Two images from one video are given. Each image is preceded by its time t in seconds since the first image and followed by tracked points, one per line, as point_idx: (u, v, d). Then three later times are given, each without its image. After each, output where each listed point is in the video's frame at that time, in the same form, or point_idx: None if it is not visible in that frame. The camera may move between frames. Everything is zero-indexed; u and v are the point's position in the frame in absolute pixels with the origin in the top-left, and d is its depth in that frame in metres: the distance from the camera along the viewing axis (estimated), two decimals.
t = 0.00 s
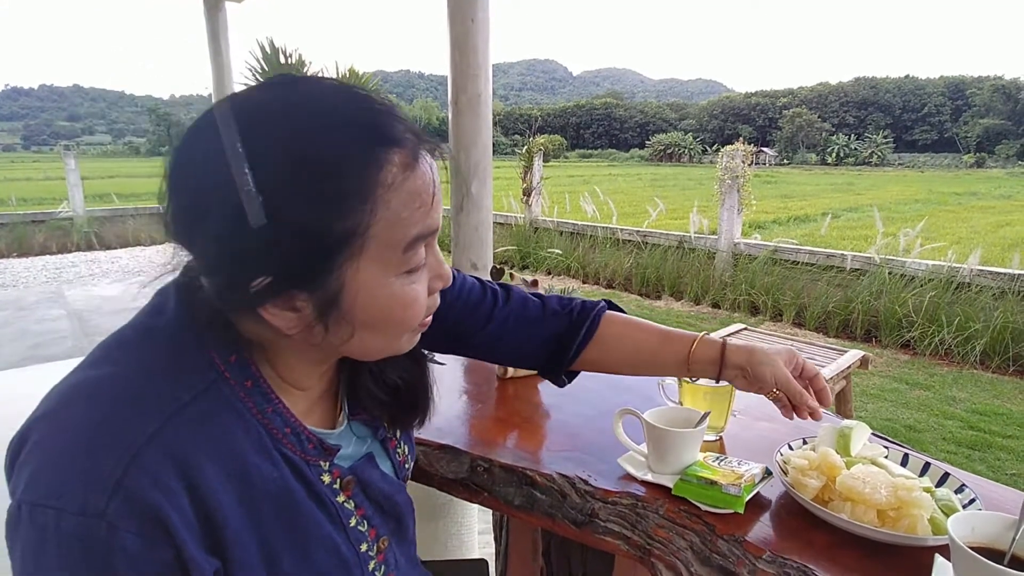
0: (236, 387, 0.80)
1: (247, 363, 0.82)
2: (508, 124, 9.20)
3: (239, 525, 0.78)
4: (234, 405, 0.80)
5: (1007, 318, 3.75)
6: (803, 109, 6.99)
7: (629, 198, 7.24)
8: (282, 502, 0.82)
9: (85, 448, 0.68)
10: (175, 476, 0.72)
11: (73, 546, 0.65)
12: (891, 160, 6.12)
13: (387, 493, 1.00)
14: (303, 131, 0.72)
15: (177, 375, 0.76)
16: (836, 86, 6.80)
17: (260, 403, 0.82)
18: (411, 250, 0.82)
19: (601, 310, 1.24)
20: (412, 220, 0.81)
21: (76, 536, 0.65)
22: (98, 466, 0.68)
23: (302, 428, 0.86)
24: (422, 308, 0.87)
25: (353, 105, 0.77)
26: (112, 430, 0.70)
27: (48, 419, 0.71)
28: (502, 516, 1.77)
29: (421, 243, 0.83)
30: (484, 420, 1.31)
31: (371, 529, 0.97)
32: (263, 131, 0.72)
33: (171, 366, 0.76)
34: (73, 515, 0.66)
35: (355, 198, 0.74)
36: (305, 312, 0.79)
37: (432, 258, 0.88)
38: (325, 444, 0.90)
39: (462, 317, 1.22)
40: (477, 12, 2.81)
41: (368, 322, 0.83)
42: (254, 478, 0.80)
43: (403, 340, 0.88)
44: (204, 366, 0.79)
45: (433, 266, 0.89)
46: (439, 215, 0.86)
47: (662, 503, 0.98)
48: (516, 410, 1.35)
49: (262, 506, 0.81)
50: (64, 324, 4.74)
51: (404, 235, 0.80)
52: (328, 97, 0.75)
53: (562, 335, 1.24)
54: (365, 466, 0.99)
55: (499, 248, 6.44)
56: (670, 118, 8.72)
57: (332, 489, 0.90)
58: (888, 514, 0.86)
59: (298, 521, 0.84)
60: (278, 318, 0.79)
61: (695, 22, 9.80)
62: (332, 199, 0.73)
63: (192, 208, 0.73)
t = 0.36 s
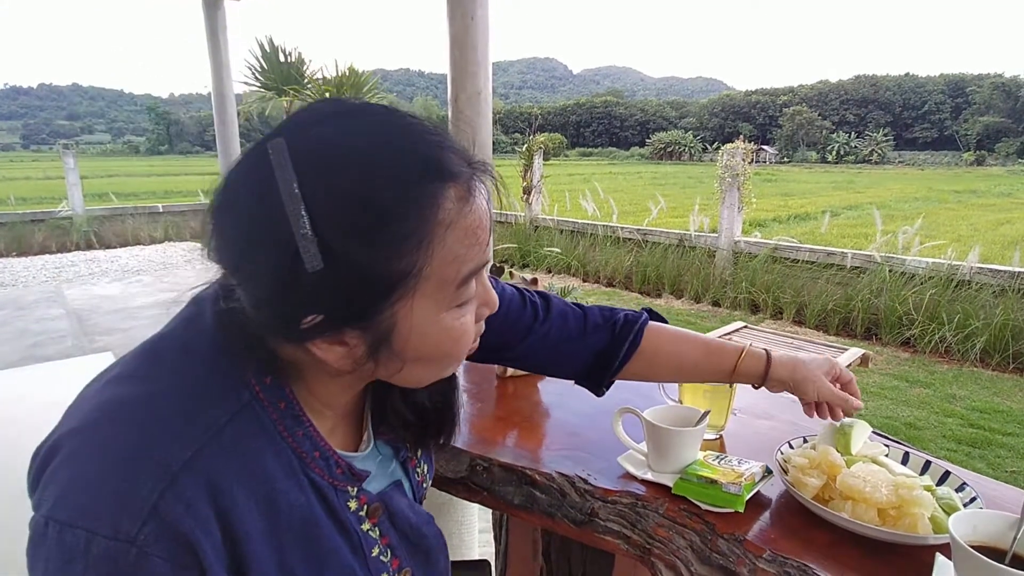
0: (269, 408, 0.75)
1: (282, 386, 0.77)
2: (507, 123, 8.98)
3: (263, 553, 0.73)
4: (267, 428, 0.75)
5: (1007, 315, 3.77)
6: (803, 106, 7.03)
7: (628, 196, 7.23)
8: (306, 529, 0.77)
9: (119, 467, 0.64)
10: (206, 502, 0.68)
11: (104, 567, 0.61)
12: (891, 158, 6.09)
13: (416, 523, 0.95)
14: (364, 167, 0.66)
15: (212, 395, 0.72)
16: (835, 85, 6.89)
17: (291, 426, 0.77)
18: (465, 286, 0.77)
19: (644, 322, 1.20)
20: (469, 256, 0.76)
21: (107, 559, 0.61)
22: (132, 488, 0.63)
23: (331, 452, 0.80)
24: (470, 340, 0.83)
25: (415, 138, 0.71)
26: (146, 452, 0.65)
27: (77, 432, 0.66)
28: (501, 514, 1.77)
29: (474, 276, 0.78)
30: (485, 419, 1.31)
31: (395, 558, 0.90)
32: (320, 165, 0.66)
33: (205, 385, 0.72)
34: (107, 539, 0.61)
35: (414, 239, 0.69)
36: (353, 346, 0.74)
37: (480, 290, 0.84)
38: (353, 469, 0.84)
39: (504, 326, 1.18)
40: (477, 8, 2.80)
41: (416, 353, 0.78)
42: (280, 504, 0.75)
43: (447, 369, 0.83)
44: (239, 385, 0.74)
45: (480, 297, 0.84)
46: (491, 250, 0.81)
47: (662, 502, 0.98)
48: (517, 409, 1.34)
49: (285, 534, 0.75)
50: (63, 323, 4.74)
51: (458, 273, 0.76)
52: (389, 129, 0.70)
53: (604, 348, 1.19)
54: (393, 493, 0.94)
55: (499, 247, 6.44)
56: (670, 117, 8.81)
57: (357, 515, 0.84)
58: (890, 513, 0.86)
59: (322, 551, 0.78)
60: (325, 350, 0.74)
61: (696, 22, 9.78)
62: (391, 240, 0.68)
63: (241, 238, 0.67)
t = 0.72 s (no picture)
0: (269, 408, 0.75)
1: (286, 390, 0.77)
2: (506, 121, 9.00)
3: (263, 553, 0.72)
4: (268, 428, 0.74)
5: (1004, 313, 3.77)
6: (801, 105, 6.95)
7: (626, 194, 7.24)
8: (305, 531, 0.76)
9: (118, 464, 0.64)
10: (204, 499, 0.67)
11: (100, 563, 0.61)
12: (888, 156, 6.02)
13: (419, 531, 0.94)
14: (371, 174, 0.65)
15: (213, 393, 0.71)
16: (834, 83, 6.84)
17: (292, 426, 0.76)
18: (471, 293, 0.77)
19: (650, 323, 1.19)
20: (475, 263, 0.75)
21: (103, 554, 0.61)
22: (131, 483, 0.63)
23: (334, 454, 0.80)
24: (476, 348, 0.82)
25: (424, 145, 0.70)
26: (146, 449, 0.65)
27: (79, 427, 0.66)
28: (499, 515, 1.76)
29: (481, 285, 0.78)
30: (482, 418, 1.30)
31: (394, 565, 0.89)
32: (325, 171, 0.65)
33: (207, 384, 0.72)
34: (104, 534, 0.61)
35: (418, 245, 0.69)
36: (358, 352, 0.74)
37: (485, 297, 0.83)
38: (357, 473, 0.83)
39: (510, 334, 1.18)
40: (473, 7, 2.79)
41: (419, 360, 0.77)
42: (281, 504, 0.74)
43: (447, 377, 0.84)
44: (240, 384, 0.74)
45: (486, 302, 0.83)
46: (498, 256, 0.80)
47: (658, 502, 0.97)
48: (513, 409, 1.34)
49: (285, 534, 0.75)
50: (60, 323, 4.73)
51: (464, 281, 0.75)
52: (402, 136, 0.69)
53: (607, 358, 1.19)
54: (400, 499, 0.94)
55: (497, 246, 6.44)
56: (668, 115, 8.79)
57: (359, 519, 0.83)
58: (887, 512, 0.86)
59: (321, 553, 0.77)
60: (328, 355, 0.73)
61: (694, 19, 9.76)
62: (394, 248, 0.67)
63: (243, 243, 0.67)
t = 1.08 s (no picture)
0: (201, 368, 0.81)
1: (210, 348, 0.82)
2: (508, 119, 9.03)
3: (221, 507, 0.78)
4: (203, 387, 0.80)
5: (1007, 310, 3.75)
6: (803, 102, 7.00)
7: (628, 191, 7.26)
8: (258, 481, 0.81)
9: (49, 436, 0.69)
10: (147, 460, 0.72)
11: (49, 533, 0.67)
12: (891, 153, 6.02)
13: (374, 469, 0.97)
14: (216, 108, 0.72)
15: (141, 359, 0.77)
16: (836, 80, 6.82)
17: (230, 385, 0.82)
18: (355, 205, 0.81)
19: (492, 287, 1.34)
20: (348, 175, 0.80)
21: (49, 525, 0.67)
22: (65, 453, 0.69)
23: (276, 408, 0.85)
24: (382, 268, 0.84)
25: (269, 76, 0.77)
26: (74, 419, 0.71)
27: (13, 418, 0.72)
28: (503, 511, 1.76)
29: (364, 197, 0.82)
30: (484, 415, 1.31)
31: (358, 504, 0.94)
32: (180, 115, 0.72)
33: (131, 350, 0.77)
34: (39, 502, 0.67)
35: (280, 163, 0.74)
36: (256, 286, 0.78)
37: (386, 218, 0.86)
38: (303, 423, 0.88)
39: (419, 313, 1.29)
40: (477, 6, 2.80)
41: (323, 284, 0.80)
42: (230, 459, 0.79)
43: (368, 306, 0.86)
44: (166, 350, 0.79)
45: (392, 225, 0.87)
46: (381, 167, 0.84)
47: (660, 497, 0.98)
48: (516, 406, 1.35)
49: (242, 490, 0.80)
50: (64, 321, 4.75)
51: (338, 195, 0.79)
52: (236, 67, 0.76)
53: (479, 315, 1.32)
54: (346, 444, 0.95)
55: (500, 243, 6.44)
56: (671, 113, 8.78)
57: (314, 468, 0.88)
58: (888, 508, 0.86)
59: (282, 505, 0.83)
60: (227, 293, 0.78)
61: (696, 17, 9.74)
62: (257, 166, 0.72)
63: (122, 203, 0.74)
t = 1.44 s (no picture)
0: (123, 331, 0.93)
1: (130, 312, 0.94)
2: (505, 117, 9.02)
3: (153, 447, 0.89)
4: (123, 347, 0.92)
5: (1010, 310, 3.75)
6: (802, 100, 7.04)
7: (625, 190, 7.25)
8: (188, 424, 0.93)
9: None
10: (72, 409, 0.84)
11: None
12: (892, 151, 6.05)
13: (313, 420, 1.06)
14: (68, 85, 0.81)
15: (65, 326, 0.89)
16: (835, 79, 6.89)
17: (151, 343, 0.94)
18: (209, 141, 0.89)
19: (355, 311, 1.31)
20: (196, 116, 0.88)
21: None
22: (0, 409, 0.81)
23: (202, 363, 0.97)
24: (255, 204, 0.92)
25: (115, 44, 0.86)
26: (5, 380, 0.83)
27: None
28: (504, 507, 1.74)
29: (220, 135, 0.90)
30: (486, 411, 1.30)
31: (302, 453, 1.03)
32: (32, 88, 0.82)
33: (56, 321, 0.89)
34: None
35: (137, 121, 0.84)
36: (139, 235, 0.89)
37: (257, 160, 0.94)
38: (233, 378, 0.99)
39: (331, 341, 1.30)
40: (477, 6, 2.79)
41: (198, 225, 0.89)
42: (155, 405, 0.91)
43: (247, 248, 0.93)
44: (87, 318, 0.91)
45: (267, 169, 0.95)
46: (241, 113, 0.93)
47: (666, 494, 0.97)
48: (518, 403, 1.34)
49: (175, 434, 0.92)
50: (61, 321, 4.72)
51: (192, 131, 0.87)
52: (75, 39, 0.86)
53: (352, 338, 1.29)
54: (285, 400, 1.05)
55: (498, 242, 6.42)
56: (668, 111, 8.74)
57: (248, 417, 0.99)
58: (894, 506, 0.86)
59: (214, 444, 0.94)
60: (116, 244, 0.89)
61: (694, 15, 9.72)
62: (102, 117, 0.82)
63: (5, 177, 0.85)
